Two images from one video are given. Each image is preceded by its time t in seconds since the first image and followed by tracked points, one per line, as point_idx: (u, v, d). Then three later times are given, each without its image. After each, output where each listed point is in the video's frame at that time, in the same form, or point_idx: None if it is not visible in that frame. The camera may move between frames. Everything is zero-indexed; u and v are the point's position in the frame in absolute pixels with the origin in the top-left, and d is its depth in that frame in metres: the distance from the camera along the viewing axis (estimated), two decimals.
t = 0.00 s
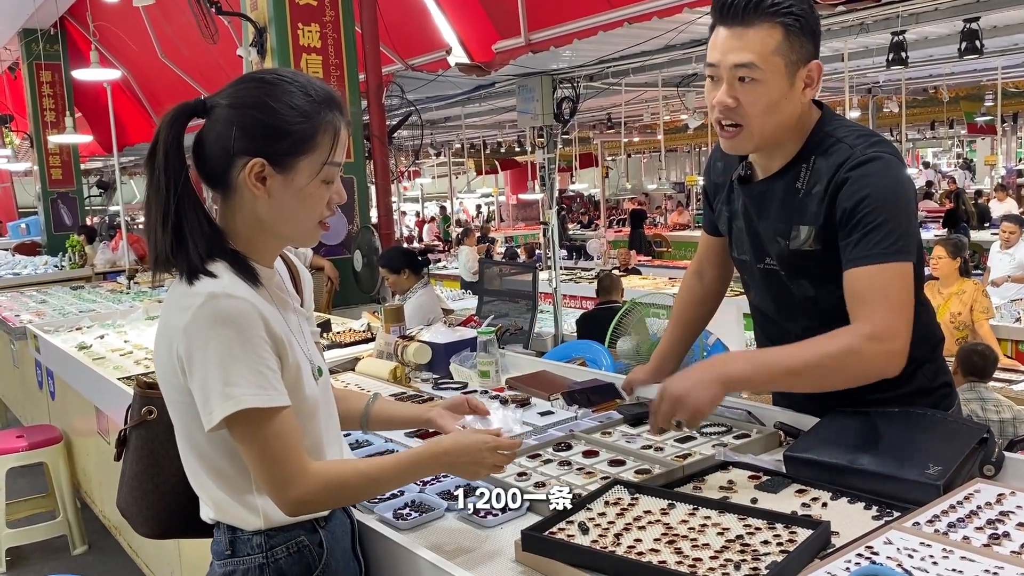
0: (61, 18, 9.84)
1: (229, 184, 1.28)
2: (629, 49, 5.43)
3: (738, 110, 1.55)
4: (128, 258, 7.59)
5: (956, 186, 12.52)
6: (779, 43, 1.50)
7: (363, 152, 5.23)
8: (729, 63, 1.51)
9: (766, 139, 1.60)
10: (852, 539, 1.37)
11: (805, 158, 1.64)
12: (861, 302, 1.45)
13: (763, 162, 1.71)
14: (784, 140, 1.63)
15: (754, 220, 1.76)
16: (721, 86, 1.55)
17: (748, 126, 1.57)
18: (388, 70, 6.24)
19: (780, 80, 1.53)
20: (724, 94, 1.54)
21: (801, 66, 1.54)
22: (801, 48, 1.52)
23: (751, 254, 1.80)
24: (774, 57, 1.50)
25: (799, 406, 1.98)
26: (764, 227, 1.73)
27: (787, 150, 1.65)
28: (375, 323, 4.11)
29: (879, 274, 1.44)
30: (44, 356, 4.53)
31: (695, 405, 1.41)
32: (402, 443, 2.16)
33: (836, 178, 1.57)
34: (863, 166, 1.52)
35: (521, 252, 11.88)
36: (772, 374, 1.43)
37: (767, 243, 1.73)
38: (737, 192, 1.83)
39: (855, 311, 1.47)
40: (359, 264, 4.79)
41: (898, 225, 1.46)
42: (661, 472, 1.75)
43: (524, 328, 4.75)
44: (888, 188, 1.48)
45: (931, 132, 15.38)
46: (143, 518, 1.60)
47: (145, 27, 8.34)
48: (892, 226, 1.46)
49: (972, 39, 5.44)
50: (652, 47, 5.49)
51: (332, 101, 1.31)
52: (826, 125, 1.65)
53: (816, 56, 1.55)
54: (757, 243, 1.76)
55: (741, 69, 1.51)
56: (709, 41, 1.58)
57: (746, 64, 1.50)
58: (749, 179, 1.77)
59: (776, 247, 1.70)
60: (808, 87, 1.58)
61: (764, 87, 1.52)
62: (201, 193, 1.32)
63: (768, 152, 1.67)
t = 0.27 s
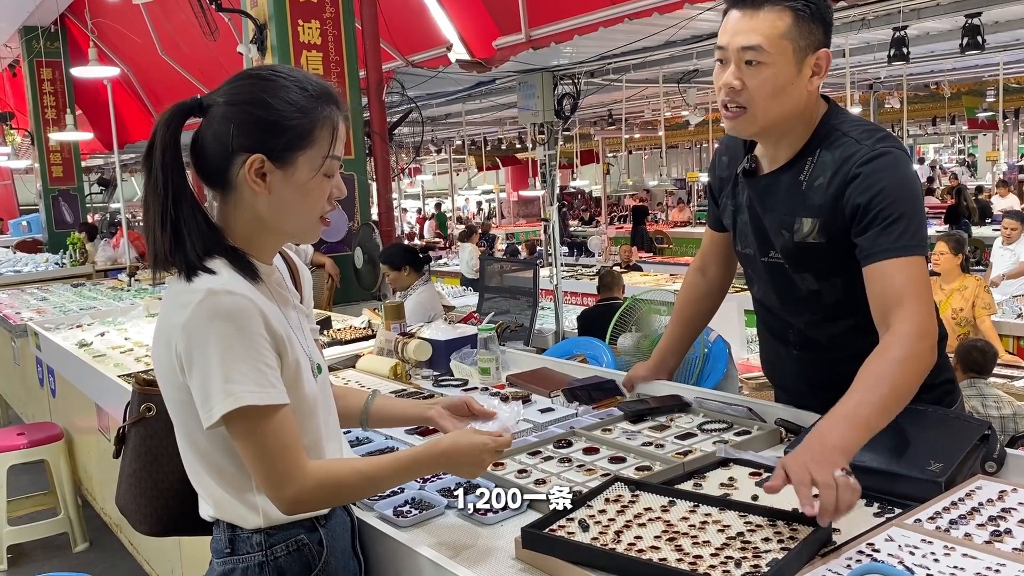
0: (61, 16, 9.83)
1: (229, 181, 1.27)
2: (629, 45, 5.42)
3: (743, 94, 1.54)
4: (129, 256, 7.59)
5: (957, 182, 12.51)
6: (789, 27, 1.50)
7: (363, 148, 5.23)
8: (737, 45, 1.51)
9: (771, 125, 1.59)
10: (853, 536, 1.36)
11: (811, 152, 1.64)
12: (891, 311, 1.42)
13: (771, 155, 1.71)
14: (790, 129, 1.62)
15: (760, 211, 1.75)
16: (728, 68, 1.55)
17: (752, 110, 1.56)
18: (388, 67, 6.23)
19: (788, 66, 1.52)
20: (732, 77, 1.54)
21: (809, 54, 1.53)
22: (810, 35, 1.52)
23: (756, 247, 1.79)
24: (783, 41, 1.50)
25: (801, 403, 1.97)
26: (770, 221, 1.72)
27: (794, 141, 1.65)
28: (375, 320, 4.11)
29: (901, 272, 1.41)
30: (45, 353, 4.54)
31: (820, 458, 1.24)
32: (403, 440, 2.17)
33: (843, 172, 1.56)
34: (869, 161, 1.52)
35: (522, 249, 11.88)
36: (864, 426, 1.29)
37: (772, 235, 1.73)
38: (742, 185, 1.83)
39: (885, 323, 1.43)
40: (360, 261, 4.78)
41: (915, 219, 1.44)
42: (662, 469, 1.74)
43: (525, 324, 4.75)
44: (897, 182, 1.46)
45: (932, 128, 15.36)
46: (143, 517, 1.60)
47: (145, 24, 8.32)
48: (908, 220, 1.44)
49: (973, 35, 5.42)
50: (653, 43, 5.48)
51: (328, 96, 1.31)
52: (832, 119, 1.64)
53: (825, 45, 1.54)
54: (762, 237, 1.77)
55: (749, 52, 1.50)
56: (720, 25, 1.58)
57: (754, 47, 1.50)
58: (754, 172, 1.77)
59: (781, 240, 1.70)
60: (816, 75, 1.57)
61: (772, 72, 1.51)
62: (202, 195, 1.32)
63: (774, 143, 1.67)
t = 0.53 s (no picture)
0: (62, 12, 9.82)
1: (227, 179, 1.27)
2: (630, 41, 5.40)
3: (751, 86, 1.54)
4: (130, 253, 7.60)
5: (958, 177, 12.49)
6: (801, 20, 1.49)
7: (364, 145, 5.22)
8: (746, 37, 1.51)
9: (777, 119, 1.59)
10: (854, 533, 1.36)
11: (817, 148, 1.63)
12: (874, 306, 1.42)
13: (776, 150, 1.70)
14: (796, 124, 1.61)
15: (764, 206, 1.74)
16: (738, 60, 1.55)
17: (759, 103, 1.56)
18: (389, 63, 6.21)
19: (798, 59, 1.52)
20: (741, 68, 1.54)
21: (819, 48, 1.52)
22: (821, 29, 1.51)
23: (759, 243, 1.79)
24: (793, 34, 1.49)
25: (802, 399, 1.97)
26: (773, 215, 1.72)
27: (800, 136, 1.64)
28: (376, 317, 4.12)
29: (891, 267, 1.41)
30: (46, 351, 4.54)
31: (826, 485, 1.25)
32: (404, 438, 2.17)
33: (847, 167, 1.56)
34: (874, 156, 1.51)
35: (524, 245, 11.87)
36: (858, 447, 1.31)
37: (775, 231, 1.72)
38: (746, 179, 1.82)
39: (868, 321, 1.44)
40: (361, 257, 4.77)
41: (916, 214, 1.44)
42: (663, 466, 1.74)
43: (526, 321, 4.75)
44: (900, 178, 1.46)
45: (934, 124, 15.32)
46: (144, 513, 1.59)
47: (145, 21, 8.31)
48: (907, 214, 1.44)
49: (976, 29, 5.40)
50: (654, 38, 5.47)
51: (317, 86, 1.31)
52: (839, 114, 1.63)
53: (836, 39, 1.53)
54: (765, 232, 1.76)
55: (759, 44, 1.50)
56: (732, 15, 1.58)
57: (764, 39, 1.49)
58: (759, 167, 1.76)
59: (783, 236, 1.69)
60: (826, 69, 1.56)
61: (781, 64, 1.51)
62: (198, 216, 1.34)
63: (781, 136, 1.66)
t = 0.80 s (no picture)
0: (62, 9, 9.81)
1: (225, 179, 1.26)
2: (631, 36, 5.39)
3: (751, 82, 1.54)
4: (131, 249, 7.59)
5: (960, 173, 12.48)
6: (801, 16, 1.48)
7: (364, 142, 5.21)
8: (747, 34, 1.51)
9: (777, 116, 1.58)
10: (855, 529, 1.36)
11: (818, 144, 1.62)
12: (867, 299, 1.42)
13: (777, 145, 1.70)
14: (797, 121, 1.61)
15: (765, 203, 1.74)
16: (739, 55, 1.54)
17: (760, 99, 1.55)
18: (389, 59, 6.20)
19: (799, 55, 1.51)
20: (742, 65, 1.54)
21: (819, 44, 1.52)
22: (822, 24, 1.50)
23: (760, 239, 1.78)
24: (794, 30, 1.48)
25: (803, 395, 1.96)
26: (774, 212, 1.71)
27: (801, 133, 1.63)
28: (377, 313, 4.11)
29: (888, 259, 1.41)
30: (47, 348, 4.54)
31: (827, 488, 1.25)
32: (405, 434, 2.17)
33: (849, 163, 1.55)
34: (874, 151, 1.50)
35: (525, 241, 11.86)
36: (856, 448, 1.31)
37: (776, 226, 1.71)
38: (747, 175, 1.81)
39: (862, 316, 1.43)
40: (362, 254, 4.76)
41: (916, 208, 1.44)
42: (664, 463, 1.74)
43: (528, 317, 4.75)
44: (899, 173, 1.45)
45: (935, 119, 15.30)
46: (146, 508, 1.59)
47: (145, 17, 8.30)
48: (907, 207, 1.43)
49: (977, 24, 5.38)
50: (654, 34, 5.45)
51: (298, 74, 1.31)
52: (841, 110, 1.63)
53: (836, 34, 1.52)
54: (767, 228, 1.75)
55: (759, 41, 1.50)
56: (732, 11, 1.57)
57: (764, 35, 1.49)
58: (761, 162, 1.76)
59: (784, 233, 1.68)
60: (827, 65, 1.56)
61: (781, 61, 1.51)
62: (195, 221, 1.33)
63: (781, 132, 1.65)
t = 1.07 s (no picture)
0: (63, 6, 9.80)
1: (228, 177, 1.26)
2: (632, 32, 5.38)
3: (754, 77, 1.53)
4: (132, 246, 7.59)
5: (962, 168, 12.45)
6: (803, 11, 1.48)
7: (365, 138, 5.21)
8: (749, 29, 1.50)
9: (780, 111, 1.58)
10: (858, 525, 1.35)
11: (821, 139, 1.62)
12: (869, 292, 1.41)
13: (780, 141, 1.69)
14: (799, 117, 1.60)
15: (768, 198, 1.73)
16: (740, 51, 1.54)
17: (762, 94, 1.55)
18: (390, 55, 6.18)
19: (802, 50, 1.50)
20: (744, 60, 1.53)
21: (822, 39, 1.51)
22: (825, 19, 1.49)
23: (763, 234, 1.77)
24: (796, 24, 1.48)
25: (805, 391, 1.96)
26: (776, 207, 1.71)
27: (804, 128, 1.63)
28: (378, 310, 4.11)
29: (891, 251, 1.40)
30: (49, 344, 4.54)
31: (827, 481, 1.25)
32: (407, 431, 2.17)
33: (852, 158, 1.54)
34: (876, 146, 1.50)
35: (526, 238, 11.86)
36: (857, 444, 1.30)
37: (779, 222, 1.71)
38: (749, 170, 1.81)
39: (863, 309, 1.43)
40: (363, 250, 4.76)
41: (920, 201, 1.43)
42: (667, 460, 1.73)
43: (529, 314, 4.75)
44: (902, 166, 1.44)
45: (937, 115, 15.27)
46: (151, 506, 1.59)
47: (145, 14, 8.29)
48: (910, 201, 1.43)
49: (980, 19, 5.36)
50: (656, 29, 5.44)
51: (291, 66, 1.31)
52: (844, 105, 1.62)
53: (839, 29, 1.52)
54: (769, 223, 1.75)
55: (762, 36, 1.49)
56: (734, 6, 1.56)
57: (767, 30, 1.48)
58: (763, 158, 1.75)
59: (786, 228, 1.68)
60: (829, 60, 1.55)
61: (783, 56, 1.50)
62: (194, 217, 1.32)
63: (784, 127, 1.64)
